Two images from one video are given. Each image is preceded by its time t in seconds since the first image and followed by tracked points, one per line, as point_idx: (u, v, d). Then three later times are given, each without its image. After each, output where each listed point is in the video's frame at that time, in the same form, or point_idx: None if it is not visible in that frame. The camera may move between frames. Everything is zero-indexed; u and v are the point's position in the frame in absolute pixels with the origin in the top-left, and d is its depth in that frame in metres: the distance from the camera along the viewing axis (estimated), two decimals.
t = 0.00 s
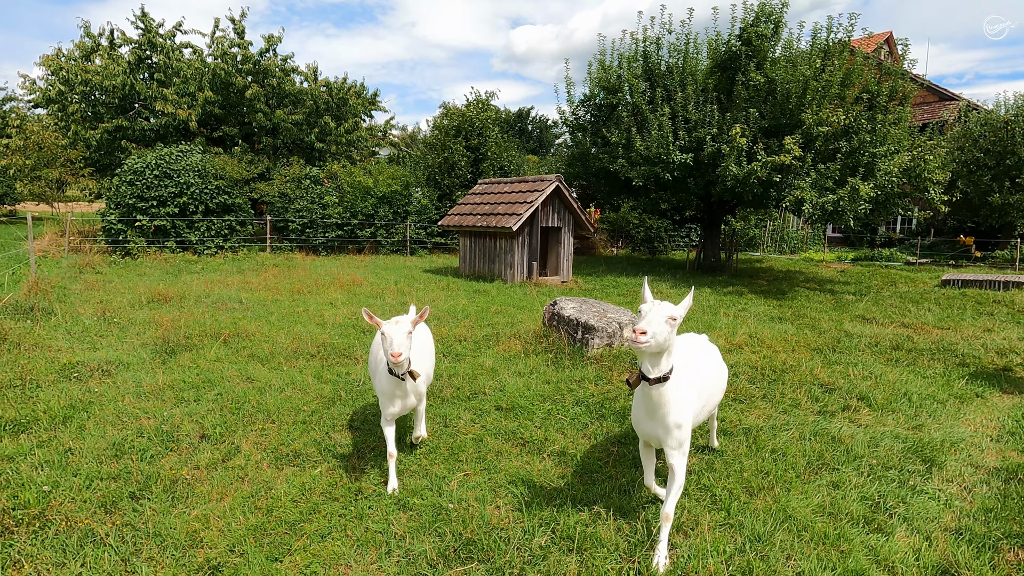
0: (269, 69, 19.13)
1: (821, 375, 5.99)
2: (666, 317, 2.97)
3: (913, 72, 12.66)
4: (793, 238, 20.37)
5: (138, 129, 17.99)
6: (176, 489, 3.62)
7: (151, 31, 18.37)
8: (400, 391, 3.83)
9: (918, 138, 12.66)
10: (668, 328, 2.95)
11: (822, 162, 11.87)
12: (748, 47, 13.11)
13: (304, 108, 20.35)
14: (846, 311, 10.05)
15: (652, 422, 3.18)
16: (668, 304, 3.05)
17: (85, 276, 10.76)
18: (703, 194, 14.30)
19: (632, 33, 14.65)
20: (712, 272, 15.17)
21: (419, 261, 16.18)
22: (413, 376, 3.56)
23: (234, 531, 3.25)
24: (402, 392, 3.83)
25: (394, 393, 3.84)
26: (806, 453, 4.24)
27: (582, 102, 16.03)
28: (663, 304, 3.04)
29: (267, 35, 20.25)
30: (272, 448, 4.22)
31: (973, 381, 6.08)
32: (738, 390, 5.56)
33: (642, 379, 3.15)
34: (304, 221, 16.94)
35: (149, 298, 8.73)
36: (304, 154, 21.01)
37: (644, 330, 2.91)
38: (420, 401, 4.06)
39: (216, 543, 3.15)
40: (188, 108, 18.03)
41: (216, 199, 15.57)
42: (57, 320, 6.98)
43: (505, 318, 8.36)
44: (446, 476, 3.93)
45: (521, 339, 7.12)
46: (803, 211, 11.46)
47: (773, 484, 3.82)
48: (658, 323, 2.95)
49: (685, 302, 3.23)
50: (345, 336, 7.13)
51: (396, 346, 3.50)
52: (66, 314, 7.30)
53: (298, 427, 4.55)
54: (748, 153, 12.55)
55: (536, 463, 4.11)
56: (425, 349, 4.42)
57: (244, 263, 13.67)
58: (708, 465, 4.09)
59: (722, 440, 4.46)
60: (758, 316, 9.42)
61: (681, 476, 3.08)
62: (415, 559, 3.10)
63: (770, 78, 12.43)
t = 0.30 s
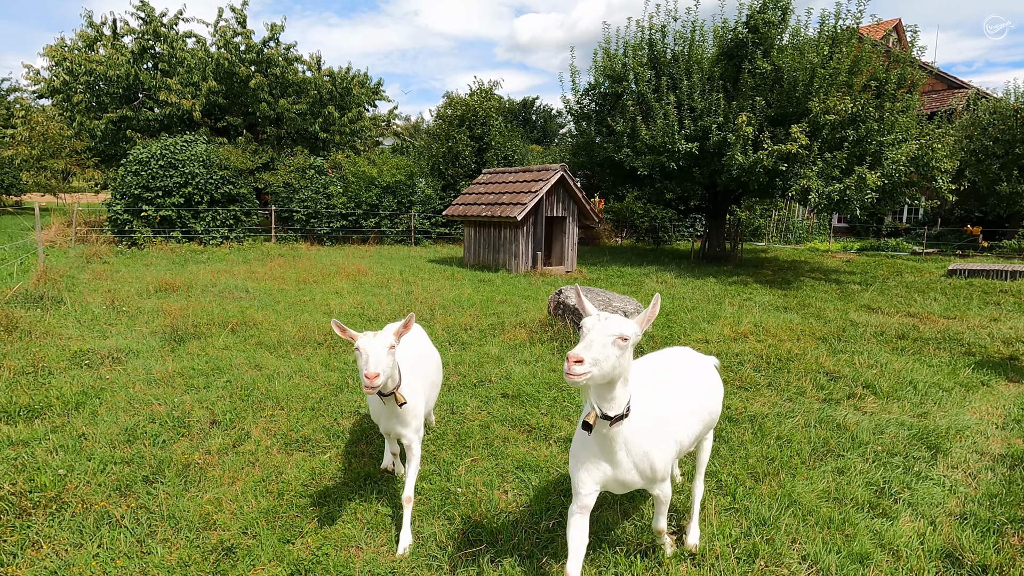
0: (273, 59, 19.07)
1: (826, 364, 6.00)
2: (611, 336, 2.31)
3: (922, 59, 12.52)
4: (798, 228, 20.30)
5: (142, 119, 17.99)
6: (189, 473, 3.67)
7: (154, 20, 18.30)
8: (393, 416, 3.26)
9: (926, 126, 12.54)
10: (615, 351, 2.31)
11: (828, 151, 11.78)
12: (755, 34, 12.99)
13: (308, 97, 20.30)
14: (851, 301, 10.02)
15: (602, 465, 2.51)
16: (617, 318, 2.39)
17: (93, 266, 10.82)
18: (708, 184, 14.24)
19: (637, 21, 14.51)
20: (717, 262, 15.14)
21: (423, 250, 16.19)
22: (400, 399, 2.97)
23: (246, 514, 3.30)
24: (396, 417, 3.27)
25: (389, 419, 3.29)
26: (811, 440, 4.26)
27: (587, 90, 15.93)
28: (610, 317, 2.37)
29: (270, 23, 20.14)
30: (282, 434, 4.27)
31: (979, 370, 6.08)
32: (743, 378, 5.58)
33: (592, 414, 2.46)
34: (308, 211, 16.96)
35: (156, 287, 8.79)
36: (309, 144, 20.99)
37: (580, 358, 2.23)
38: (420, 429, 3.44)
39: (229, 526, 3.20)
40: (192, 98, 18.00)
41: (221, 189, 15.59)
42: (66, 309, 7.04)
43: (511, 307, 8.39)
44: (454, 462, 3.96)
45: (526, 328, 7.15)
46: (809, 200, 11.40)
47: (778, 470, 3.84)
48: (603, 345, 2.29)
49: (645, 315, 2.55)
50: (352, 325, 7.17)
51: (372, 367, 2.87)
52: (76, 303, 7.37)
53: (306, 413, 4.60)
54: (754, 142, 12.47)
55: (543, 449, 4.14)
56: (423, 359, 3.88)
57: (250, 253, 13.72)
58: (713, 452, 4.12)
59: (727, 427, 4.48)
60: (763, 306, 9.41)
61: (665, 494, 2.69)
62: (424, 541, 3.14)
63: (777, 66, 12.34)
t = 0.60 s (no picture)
0: (280, 49, 19.05)
1: (837, 353, 5.99)
2: (499, 381, 1.76)
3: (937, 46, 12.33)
4: (808, 218, 20.15)
5: (151, 109, 18.06)
6: (208, 456, 3.74)
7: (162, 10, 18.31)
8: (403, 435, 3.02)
9: (940, 114, 12.38)
10: (508, 398, 1.77)
11: (840, 139, 11.66)
12: (767, 21, 12.83)
13: (316, 87, 20.30)
14: (862, 291, 9.96)
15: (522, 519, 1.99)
16: (511, 349, 1.82)
17: (106, 255, 10.93)
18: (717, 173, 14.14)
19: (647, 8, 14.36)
20: (726, 252, 15.07)
21: (431, 241, 16.21)
22: (416, 416, 2.72)
23: (265, 496, 3.36)
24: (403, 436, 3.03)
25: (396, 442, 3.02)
26: (823, 427, 4.27)
27: (596, 79, 15.83)
28: (501, 351, 1.80)
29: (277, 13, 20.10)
30: (297, 420, 4.33)
31: (992, 359, 6.06)
32: (753, 366, 5.59)
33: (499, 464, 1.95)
34: (317, 202, 17.02)
35: (169, 276, 8.88)
36: (317, 134, 21.01)
37: (455, 419, 1.68)
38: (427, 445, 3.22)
39: (249, 507, 3.27)
40: (200, 88, 18.03)
41: (230, 179, 15.65)
42: (82, 297, 7.13)
43: (520, 297, 8.41)
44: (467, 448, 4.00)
45: (536, 317, 7.18)
46: (820, 189, 11.30)
47: (790, 456, 3.86)
48: (491, 397, 1.75)
49: (558, 333, 1.94)
50: (363, 313, 7.23)
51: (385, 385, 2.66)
52: (91, 291, 7.47)
53: (321, 399, 4.66)
54: (764, 131, 12.37)
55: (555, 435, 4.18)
56: (436, 371, 3.65)
57: (260, 243, 13.79)
58: (724, 438, 4.14)
59: (738, 414, 4.50)
60: (773, 295, 9.38)
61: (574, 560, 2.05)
62: (440, 522, 3.20)
63: (788, 53, 12.20)
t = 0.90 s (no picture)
0: (289, 40, 19.06)
1: (849, 343, 5.99)
2: (355, 432, 1.36)
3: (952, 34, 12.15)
4: (819, 209, 20.01)
5: (162, 101, 18.16)
6: (230, 441, 3.82)
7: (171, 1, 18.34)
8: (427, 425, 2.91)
9: (955, 103, 12.22)
10: (365, 457, 1.36)
11: (853, 129, 11.54)
12: (779, 10, 12.68)
13: (324, 79, 20.32)
14: (873, 282, 9.91)
15: None
16: (385, 388, 1.41)
17: (121, 246, 11.06)
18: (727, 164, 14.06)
19: None
20: (736, 243, 15.00)
21: (440, 232, 16.25)
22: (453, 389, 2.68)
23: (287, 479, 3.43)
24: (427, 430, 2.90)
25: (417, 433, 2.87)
26: (836, 416, 4.29)
27: (606, 69, 15.73)
28: (371, 388, 1.40)
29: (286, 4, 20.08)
30: (315, 406, 4.40)
31: (1006, 350, 6.03)
32: (765, 356, 5.60)
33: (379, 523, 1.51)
34: (327, 193, 17.08)
35: (184, 267, 8.98)
36: (325, 126, 21.05)
37: (271, 483, 1.24)
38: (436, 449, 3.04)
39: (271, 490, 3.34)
40: (210, 80, 18.09)
41: (240, 170, 15.73)
42: (100, 287, 7.25)
43: (530, 287, 8.45)
44: (482, 435, 4.06)
45: (547, 307, 7.22)
46: (832, 180, 11.21)
47: (803, 444, 3.88)
48: (340, 452, 1.34)
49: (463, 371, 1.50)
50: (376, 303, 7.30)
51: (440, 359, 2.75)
52: (109, 281, 7.58)
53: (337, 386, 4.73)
54: (776, 121, 12.27)
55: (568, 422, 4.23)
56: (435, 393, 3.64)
57: (271, 234, 13.89)
58: (737, 426, 4.17)
59: (751, 403, 4.53)
60: (783, 286, 9.36)
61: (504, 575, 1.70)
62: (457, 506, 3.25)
63: (801, 42, 12.07)
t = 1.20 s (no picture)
0: (296, 32, 19.05)
1: (860, 335, 5.98)
2: None
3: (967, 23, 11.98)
4: (828, 201, 19.88)
5: (171, 94, 18.23)
6: (246, 431, 3.88)
7: None
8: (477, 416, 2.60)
9: (968, 94, 12.07)
10: None
11: (864, 120, 11.44)
12: None
13: (331, 71, 20.30)
14: (883, 274, 9.85)
15: None
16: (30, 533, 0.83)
17: (132, 238, 11.17)
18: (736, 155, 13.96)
19: None
20: (744, 236, 14.93)
21: (447, 224, 16.27)
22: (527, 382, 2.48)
23: (303, 468, 3.49)
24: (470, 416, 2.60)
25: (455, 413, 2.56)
26: (846, 408, 4.31)
27: (614, 60, 15.62)
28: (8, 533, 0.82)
29: None
30: (329, 396, 4.46)
31: (1018, 342, 6.01)
32: (775, 348, 5.61)
33: None
34: (335, 185, 17.12)
35: (195, 259, 9.05)
36: (333, 118, 21.07)
37: None
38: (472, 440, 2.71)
39: (288, 478, 3.40)
40: (218, 72, 18.12)
41: (249, 163, 15.80)
42: (114, 279, 7.33)
43: (539, 279, 8.47)
44: (494, 425, 4.10)
45: (556, 299, 7.24)
46: (842, 171, 11.12)
47: (814, 436, 3.90)
48: None
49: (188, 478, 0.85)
50: (386, 295, 7.35)
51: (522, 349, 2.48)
52: (122, 273, 7.67)
53: (350, 377, 4.79)
54: (786, 112, 12.17)
55: (579, 413, 4.27)
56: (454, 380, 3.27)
57: (279, 227, 13.95)
58: (747, 418, 4.19)
59: (761, 394, 4.55)
60: (792, 279, 9.33)
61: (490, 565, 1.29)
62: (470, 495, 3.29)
63: (812, 32, 11.94)
